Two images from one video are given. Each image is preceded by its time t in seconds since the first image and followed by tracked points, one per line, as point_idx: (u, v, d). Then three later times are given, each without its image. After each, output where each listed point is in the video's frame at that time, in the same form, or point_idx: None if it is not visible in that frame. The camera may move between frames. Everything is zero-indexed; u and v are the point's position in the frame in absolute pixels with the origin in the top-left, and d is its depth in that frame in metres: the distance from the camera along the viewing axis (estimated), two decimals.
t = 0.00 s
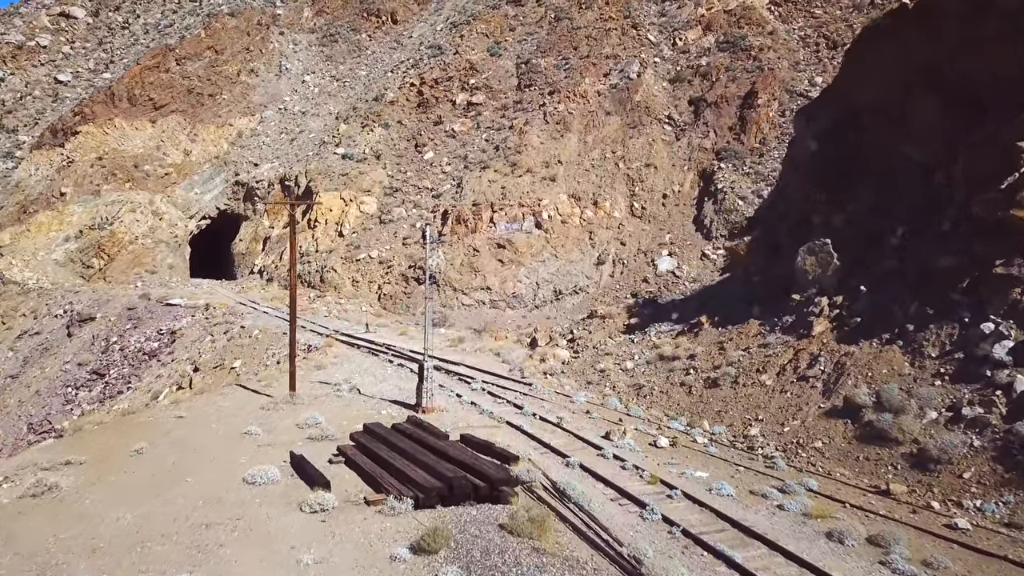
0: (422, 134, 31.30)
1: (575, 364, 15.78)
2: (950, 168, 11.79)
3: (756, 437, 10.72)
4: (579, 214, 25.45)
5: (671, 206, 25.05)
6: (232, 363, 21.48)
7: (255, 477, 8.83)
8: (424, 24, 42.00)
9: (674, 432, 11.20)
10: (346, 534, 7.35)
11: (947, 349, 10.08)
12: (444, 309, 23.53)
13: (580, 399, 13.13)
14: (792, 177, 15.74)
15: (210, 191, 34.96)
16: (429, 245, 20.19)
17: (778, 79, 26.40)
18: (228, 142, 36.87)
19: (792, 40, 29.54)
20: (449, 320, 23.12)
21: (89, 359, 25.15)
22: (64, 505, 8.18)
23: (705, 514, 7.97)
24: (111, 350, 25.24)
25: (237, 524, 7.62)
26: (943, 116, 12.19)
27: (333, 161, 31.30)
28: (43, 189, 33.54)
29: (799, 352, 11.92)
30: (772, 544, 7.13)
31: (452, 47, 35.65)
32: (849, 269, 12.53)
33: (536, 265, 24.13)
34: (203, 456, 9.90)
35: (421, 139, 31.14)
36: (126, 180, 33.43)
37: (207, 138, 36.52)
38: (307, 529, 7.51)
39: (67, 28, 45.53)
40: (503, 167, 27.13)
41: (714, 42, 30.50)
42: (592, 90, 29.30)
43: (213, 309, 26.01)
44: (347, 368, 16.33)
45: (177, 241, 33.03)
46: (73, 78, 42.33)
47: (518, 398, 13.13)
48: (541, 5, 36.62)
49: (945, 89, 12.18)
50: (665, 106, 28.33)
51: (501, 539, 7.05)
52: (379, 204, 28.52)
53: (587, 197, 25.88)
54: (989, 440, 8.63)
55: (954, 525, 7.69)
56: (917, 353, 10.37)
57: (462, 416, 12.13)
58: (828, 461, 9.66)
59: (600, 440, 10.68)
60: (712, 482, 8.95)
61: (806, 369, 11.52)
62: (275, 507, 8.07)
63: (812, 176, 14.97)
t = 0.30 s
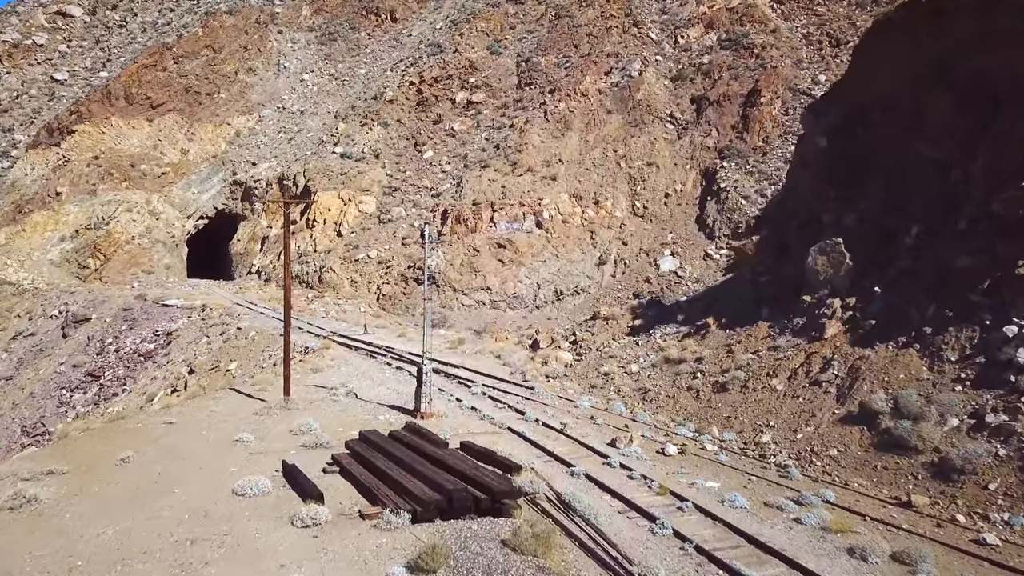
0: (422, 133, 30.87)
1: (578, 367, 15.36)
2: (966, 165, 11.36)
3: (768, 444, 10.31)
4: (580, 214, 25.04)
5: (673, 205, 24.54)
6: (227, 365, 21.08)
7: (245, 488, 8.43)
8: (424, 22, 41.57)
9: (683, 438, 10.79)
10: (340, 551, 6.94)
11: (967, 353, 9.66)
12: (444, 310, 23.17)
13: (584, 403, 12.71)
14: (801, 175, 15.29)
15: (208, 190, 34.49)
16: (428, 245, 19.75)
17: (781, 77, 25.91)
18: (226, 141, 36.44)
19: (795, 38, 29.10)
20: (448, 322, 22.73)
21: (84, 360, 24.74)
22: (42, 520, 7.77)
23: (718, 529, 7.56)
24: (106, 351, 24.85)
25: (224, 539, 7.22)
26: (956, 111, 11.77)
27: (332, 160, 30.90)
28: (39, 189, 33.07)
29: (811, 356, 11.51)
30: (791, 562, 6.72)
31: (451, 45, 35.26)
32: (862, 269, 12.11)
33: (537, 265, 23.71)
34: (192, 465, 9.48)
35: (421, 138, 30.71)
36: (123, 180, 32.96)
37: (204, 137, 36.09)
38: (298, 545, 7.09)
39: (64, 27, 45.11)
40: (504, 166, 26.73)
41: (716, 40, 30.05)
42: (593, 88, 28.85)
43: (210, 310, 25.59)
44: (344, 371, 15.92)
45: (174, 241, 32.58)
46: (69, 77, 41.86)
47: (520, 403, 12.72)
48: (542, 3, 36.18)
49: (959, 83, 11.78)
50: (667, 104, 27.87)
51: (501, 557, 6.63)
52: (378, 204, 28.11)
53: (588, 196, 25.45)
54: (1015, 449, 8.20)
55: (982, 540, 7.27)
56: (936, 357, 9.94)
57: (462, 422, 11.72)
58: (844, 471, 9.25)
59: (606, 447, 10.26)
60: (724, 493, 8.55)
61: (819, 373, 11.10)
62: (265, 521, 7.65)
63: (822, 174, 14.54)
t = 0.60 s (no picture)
0: (421, 132, 30.46)
1: (581, 370, 14.95)
2: (983, 161, 10.96)
3: (780, 452, 9.91)
4: (581, 213, 24.63)
5: (675, 205, 24.09)
6: (223, 367, 20.65)
7: (234, 500, 8.02)
8: (423, 20, 41.12)
9: (692, 446, 10.38)
10: (332, 570, 6.52)
11: (989, 357, 9.23)
12: (443, 311, 22.79)
13: (588, 408, 12.29)
14: (811, 173, 14.91)
15: (205, 190, 34.12)
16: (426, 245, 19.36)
17: (784, 75, 25.43)
18: (224, 140, 36.00)
19: (797, 36, 28.61)
20: (448, 322, 22.34)
21: (79, 362, 24.35)
22: (18, 536, 7.35)
23: (733, 545, 7.15)
24: (101, 352, 24.44)
25: (210, 557, 6.80)
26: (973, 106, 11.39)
27: (331, 159, 30.49)
28: (34, 188, 32.57)
29: (825, 359, 11.10)
30: None
31: (451, 43, 34.83)
32: (876, 269, 11.69)
33: (537, 265, 23.31)
34: (179, 475, 9.07)
35: (421, 136, 30.28)
36: (119, 179, 32.53)
37: (202, 136, 35.66)
38: (288, 563, 6.68)
39: (61, 26, 44.67)
40: (504, 165, 26.28)
41: (718, 38, 29.59)
42: (594, 86, 28.37)
43: (206, 310, 25.17)
44: (341, 374, 15.52)
45: (171, 241, 32.17)
46: (66, 75, 41.41)
47: (522, 408, 12.30)
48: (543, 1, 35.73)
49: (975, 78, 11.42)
50: (669, 103, 27.40)
51: None
52: (377, 203, 27.71)
53: (590, 195, 25.04)
54: None
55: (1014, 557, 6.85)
56: (956, 361, 9.52)
57: (462, 428, 11.31)
58: (862, 480, 8.83)
59: (612, 456, 9.85)
60: (737, 505, 8.14)
61: (832, 378, 10.69)
62: (253, 536, 7.24)
63: (832, 171, 14.14)
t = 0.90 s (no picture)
0: (421, 131, 30.04)
1: (584, 374, 14.56)
2: (1001, 157, 10.55)
3: (794, 460, 9.51)
4: (582, 213, 24.21)
5: (677, 204, 23.70)
6: (218, 369, 20.23)
7: (223, 514, 7.62)
8: (422, 19, 40.65)
9: (701, 454, 9.97)
10: None
11: (1013, 362, 8.82)
12: (443, 311, 22.41)
13: (593, 414, 11.88)
14: (822, 170, 14.48)
15: (203, 189, 33.60)
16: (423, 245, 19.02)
17: (787, 73, 24.93)
18: (222, 139, 35.55)
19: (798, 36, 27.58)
20: (447, 323, 21.93)
21: (73, 364, 23.97)
22: None
23: (750, 562, 6.76)
24: (96, 354, 24.05)
25: None
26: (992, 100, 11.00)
27: (329, 158, 30.06)
28: (30, 188, 31.83)
29: (838, 363, 10.69)
30: None
31: (451, 41, 34.41)
32: (891, 268, 11.29)
33: (538, 265, 22.90)
34: (165, 486, 8.66)
35: (420, 135, 29.87)
36: (116, 178, 32.15)
37: (199, 135, 35.16)
38: None
39: (58, 24, 44.22)
40: (504, 164, 25.81)
41: (720, 36, 29.08)
42: (595, 84, 27.85)
43: (203, 311, 24.76)
44: (338, 378, 15.12)
45: (168, 240, 31.78)
46: (63, 74, 40.95)
47: (524, 413, 11.91)
48: None
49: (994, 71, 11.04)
50: (671, 101, 26.92)
51: None
52: (376, 203, 27.32)
53: (591, 194, 24.63)
54: None
55: None
56: (978, 366, 9.10)
57: (462, 434, 10.91)
58: (881, 491, 8.43)
59: (619, 465, 9.44)
60: (752, 518, 7.74)
61: (846, 383, 10.28)
62: (240, 553, 6.83)
63: (843, 167, 13.75)
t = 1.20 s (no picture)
0: (421, 129, 29.61)
1: (587, 377, 14.15)
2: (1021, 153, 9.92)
3: (809, 469, 9.11)
4: (584, 213, 23.78)
5: (680, 204, 23.28)
6: (214, 372, 19.79)
7: (210, 528, 7.21)
8: (421, 17, 40.16)
9: (711, 462, 9.56)
10: None
11: None
12: (443, 311, 22.04)
13: (597, 419, 11.46)
14: (832, 170, 13.98)
15: (200, 190, 33.16)
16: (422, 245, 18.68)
17: (790, 70, 24.75)
18: (219, 138, 35.12)
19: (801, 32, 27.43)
20: (447, 325, 21.51)
21: (68, 366, 23.61)
22: None
23: None
24: (91, 356, 23.65)
25: None
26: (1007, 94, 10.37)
27: (328, 157, 29.61)
28: (25, 186, 31.53)
29: (853, 367, 10.28)
30: None
31: (451, 39, 34.00)
32: (908, 272, 10.82)
33: (539, 265, 22.49)
34: (151, 498, 8.26)
35: (420, 134, 29.45)
36: (112, 177, 31.61)
37: (197, 134, 34.73)
38: None
39: (54, 22, 43.73)
40: (505, 163, 25.35)
41: (723, 33, 28.53)
42: (596, 83, 27.20)
43: (199, 312, 24.33)
44: (334, 381, 14.71)
45: (165, 240, 31.01)
46: (59, 72, 40.46)
47: (526, 419, 11.49)
48: None
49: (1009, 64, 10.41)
50: (673, 99, 26.41)
51: None
52: (375, 202, 26.90)
53: (592, 193, 24.20)
54: None
55: None
56: (1002, 370, 8.67)
57: (462, 442, 10.49)
58: (903, 503, 8.02)
59: (626, 475, 9.03)
60: (768, 533, 7.34)
61: (862, 389, 9.87)
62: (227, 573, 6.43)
63: (855, 166, 13.23)
